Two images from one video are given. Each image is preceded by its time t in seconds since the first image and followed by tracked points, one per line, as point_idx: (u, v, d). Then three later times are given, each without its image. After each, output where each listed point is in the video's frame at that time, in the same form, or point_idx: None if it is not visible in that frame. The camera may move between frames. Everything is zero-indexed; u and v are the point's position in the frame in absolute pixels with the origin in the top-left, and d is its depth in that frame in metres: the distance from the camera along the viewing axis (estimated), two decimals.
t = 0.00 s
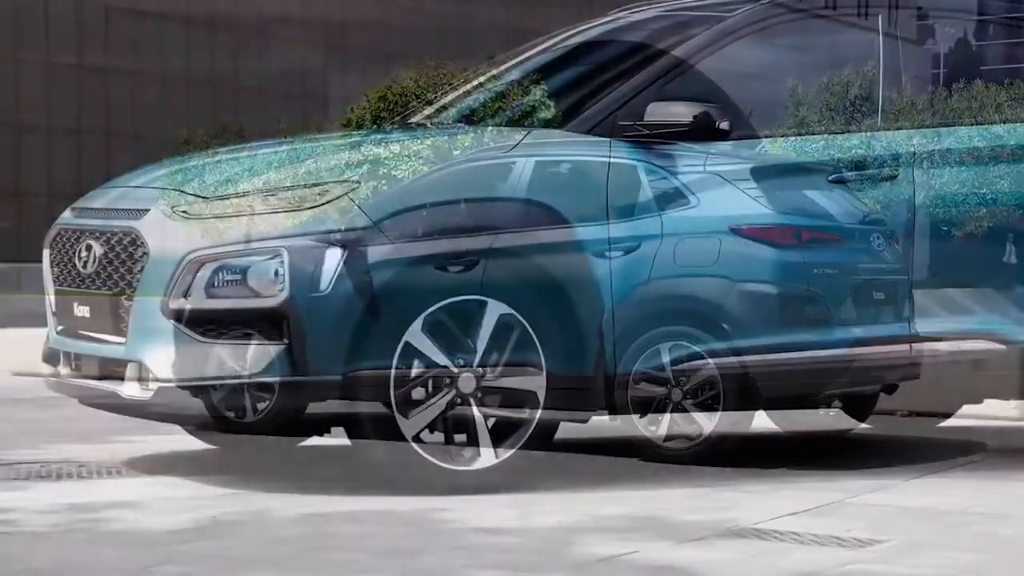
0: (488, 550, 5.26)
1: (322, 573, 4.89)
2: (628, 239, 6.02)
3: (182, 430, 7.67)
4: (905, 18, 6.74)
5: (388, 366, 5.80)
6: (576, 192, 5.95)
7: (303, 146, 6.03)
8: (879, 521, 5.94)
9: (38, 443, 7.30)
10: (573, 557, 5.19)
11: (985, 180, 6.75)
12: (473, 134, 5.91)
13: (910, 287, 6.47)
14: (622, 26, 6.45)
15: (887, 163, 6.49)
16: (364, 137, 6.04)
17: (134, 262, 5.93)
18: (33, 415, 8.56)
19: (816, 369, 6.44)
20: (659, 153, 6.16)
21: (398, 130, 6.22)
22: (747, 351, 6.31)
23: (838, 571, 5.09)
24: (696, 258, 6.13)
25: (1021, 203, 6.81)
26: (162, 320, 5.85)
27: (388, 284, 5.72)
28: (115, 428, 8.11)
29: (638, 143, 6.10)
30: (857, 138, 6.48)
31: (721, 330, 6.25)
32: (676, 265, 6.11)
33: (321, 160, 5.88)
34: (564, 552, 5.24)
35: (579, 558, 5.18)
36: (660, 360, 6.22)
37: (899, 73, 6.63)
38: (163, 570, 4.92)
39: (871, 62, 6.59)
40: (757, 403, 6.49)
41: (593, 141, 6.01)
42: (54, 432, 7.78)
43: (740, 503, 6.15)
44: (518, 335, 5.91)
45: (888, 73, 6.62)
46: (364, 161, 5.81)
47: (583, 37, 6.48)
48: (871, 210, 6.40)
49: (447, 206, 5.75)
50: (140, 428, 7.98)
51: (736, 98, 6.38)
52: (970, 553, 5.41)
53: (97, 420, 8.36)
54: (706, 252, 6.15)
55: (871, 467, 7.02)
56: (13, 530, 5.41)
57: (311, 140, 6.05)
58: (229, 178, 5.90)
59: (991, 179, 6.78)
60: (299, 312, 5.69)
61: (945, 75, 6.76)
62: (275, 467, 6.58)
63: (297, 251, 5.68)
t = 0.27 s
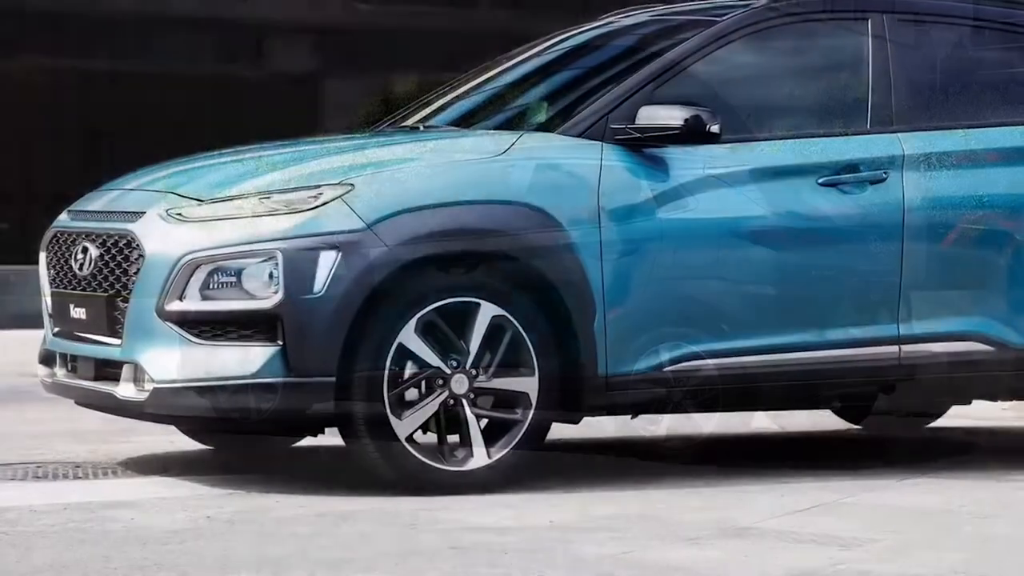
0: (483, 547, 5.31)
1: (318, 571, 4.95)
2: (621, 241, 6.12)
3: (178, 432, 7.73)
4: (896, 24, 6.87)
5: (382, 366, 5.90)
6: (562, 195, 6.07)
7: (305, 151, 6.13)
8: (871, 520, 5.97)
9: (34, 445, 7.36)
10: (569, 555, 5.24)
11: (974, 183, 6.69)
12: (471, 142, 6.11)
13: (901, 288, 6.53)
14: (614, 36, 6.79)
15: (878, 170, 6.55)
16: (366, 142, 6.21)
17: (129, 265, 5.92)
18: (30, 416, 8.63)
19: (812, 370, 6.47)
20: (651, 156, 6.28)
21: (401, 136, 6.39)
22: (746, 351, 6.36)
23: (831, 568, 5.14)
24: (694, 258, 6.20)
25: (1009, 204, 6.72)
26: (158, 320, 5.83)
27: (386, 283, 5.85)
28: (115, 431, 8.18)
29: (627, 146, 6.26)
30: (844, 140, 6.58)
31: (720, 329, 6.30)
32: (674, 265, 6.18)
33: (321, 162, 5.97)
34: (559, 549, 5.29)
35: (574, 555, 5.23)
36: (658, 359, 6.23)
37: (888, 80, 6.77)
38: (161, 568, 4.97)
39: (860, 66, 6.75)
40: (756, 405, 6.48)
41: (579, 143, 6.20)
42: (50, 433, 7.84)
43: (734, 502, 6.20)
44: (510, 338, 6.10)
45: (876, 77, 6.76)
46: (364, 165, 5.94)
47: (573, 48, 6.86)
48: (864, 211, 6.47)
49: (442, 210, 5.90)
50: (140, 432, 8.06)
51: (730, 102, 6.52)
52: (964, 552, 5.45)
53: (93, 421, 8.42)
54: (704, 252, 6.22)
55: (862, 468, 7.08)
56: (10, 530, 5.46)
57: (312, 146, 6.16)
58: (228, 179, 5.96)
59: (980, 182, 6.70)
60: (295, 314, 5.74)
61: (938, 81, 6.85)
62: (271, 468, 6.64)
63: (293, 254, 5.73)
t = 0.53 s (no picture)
0: (475, 547, 5.36)
1: (313, 571, 5.00)
2: (610, 244, 6.19)
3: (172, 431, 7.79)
4: (883, 30, 6.95)
5: (376, 369, 5.95)
6: (554, 198, 6.15)
7: (299, 154, 6.20)
8: (861, 520, 6.03)
9: (30, 445, 7.42)
10: (560, 555, 5.29)
11: (962, 187, 6.71)
12: (463, 146, 6.18)
13: (889, 291, 6.59)
14: (608, 40, 6.93)
15: (868, 172, 6.59)
16: (360, 144, 6.27)
17: (124, 267, 5.97)
18: (26, 416, 8.69)
19: (800, 372, 6.53)
20: (642, 159, 6.34)
21: (395, 138, 6.45)
22: (738, 351, 6.42)
23: (820, 568, 5.19)
24: (685, 260, 6.28)
25: (997, 207, 6.74)
26: (152, 321, 5.89)
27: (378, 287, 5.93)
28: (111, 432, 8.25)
29: (619, 149, 6.33)
30: (834, 144, 6.63)
31: (711, 330, 6.37)
32: (665, 266, 6.25)
33: (316, 165, 6.03)
34: (550, 549, 5.35)
35: (565, 555, 5.29)
36: (651, 360, 6.31)
37: (877, 85, 6.83)
38: (156, 568, 5.02)
39: (850, 69, 6.83)
40: (748, 405, 6.54)
41: (571, 147, 6.27)
42: (44, 433, 7.90)
43: (724, 502, 6.26)
44: (503, 339, 6.14)
45: (865, 80, 6.83)
46: (357, 168, 6.00)
47: (566, 53, 6.93)
48: (853, 215, 6.53)
49: (434, 213, 5.96)
50: (136, 433, 8.13)
51: (721, 106, 6.58)
52: (951, 552, 5.52)
53: (88, 421, 8.48)
54: (694, 254, 6.29)
55: (851, 469, 7.15)
56: (8, 530, 5.51)
57: (308, 148, 6.22)
58: (223, 181, 6.02)
59: (968, 186, 6.72)
60: (289, 316, 5.79)
61: (925, 86, 6.92)
62: (265, 468, 6.70)
63: (287, 257, 5.77)
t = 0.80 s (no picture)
0: (468, 547, 5.41)
1: (306, 570, 5.05)
2: (602, 247, 6.25)
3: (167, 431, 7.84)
4: (872, 34, 7.01)
5: (370, 370, 6.00)
6: (546, 201, 6.20)
7: (293, 157, 6.25)
8: (849, 520, 6.09)
9: (26, 446, 7.47)
10: (552, 555, 5.34)
11: (950, 189, 6.77)
12: (456, 150, 6.24)
13: (878, 293, 6.65)
14: (599, 44, 6.98)
15: (857, 175, 6.66)
16: (353, 148, 6.33)
17: (120, 270, 6.02)
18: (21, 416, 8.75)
19: (790, 373, 6.58)
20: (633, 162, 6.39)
21: (387, 141, 6.50)
22: (728, 353, 6.48)
23: (809, 568, 5.25)
24: (676, 262, 6.33)
25: (984, 209, 6.80)
26: (147, 323, 5.94)
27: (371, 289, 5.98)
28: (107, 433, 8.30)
29: (610, 152, 6.39)
30: (823, 147, 6.69)
31: (702, 331, 6.43)
32: (656, 268, 6.31)
33: (309, 168, 6.08)
34: (542, 549, 5.40)
35: (557, 555, 5.34)
36: (642, 360, 6.36)
37: (867, 88, 6.90)
38: (151, 567, 5.06)
39: (839, 73, 6.89)
40: (739, 405, 6.59)
41: (562, 150, 6.33)
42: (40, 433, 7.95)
43: (715, 502, 6.32)
44: (495, 340, 6.20)
45: (855, 84, 6.89)
46: (350, 171, 6.05)
47: (558, 57, 6.98)
48: (842, 217, 6.58)
49: (427, 215, 6.01)
50: (131, 434, 8.19)
51: (711, 110, 6.64)
52: (939, 551, 5.57)
53: (82, 422, 8.53)
54: (685, 256, 6.35)
55: (840, 469, 7.22)
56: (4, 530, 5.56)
57: (301, 152, 6.27)
58: (217, 184, 6.07)
59: (957, 188, 6.78)
60: (283, 318, 5.85)
61: (914, 89, 6.99)
62: (260, 468, 6.75)
63: (282, 259, 5.82)
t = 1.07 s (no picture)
0: (460, 547, 5.46)
1: (301, 570, 5.10)
2: (594, 249, 6.30)
3: (162, 432, 7.88)
4: (861, 38, 7.08)
5: (364, 372, 6.06)
6: (538, 203, 6.26)
7: (287, 160, 6.30)
8: (839, 519, 6.14)
9: (21, 446, 7.52)
10: (544, 555, 5.39)
11: (939, 192, 6.83)
12: (449, 153, 6.29)
13: (867, 295, 6.71)
14: (590, 48, 7.04)
15: (846, 178, 6.72)
16: (346, 151, 6.38)
17: (115, 272, 6.07)
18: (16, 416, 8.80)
19: (780, 374, 6.64)
20: (624, 165, 6.45)
21: (380, 145, 6.55)
22: (718, 354, 6.54)
23: (799, 568, 5.30)
24: (667, 264, 6.39)
25: (973, 212, 6.87)
26: (143, 324, 5.98)
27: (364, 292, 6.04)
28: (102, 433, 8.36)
29: (602, 155, 6.44)
30: (812, 150, 6.75)
31: (693, 333, 6.49)
32: (647, 271, 6.37)
33: (303, 172, 6.13)
34: (535, 549, 5.45)
35: (549, 555, 5.39)
36: (634, 362, 6.42)
37: (856, 92, 6.96)
38: (147, 567, 5.11)
39: (828, 77, 6.96)
40: (729, 407, 6.65)
41: (554, 153, 6.39)
42: (35, 434, 7.99)
43: (705, 503, 6.38)
44: (488, 342, 6.25)
45: (844, 88, 6.96)
46: (343, 175, 6.10)
47: (550, 61, 7.04)
48: (832, 220, 6.64)
49: (420, 218, 6.07)
50: (126, 435, 8.24)
51: (702, 113, 6.70)
52: (928, 551, 5.63)
53: (77, 423, 8.56)
54: (675, 259, 6.40)
55: (829, 469, 7.30)
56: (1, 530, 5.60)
57: (295, 156, 6.32)
58: (212, 188, 6.11)
59: (946, 191, 6.84)
60: (277, 320, 5.90)
61: (902, 93, 7.06)
62: (254, 469, 6.80)
63: (276, 262, 5.87)
